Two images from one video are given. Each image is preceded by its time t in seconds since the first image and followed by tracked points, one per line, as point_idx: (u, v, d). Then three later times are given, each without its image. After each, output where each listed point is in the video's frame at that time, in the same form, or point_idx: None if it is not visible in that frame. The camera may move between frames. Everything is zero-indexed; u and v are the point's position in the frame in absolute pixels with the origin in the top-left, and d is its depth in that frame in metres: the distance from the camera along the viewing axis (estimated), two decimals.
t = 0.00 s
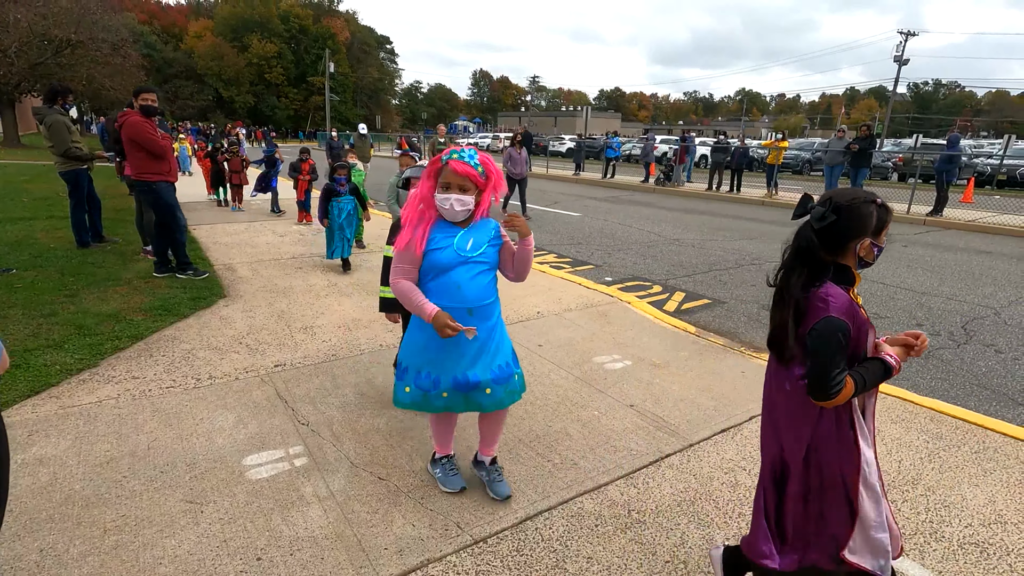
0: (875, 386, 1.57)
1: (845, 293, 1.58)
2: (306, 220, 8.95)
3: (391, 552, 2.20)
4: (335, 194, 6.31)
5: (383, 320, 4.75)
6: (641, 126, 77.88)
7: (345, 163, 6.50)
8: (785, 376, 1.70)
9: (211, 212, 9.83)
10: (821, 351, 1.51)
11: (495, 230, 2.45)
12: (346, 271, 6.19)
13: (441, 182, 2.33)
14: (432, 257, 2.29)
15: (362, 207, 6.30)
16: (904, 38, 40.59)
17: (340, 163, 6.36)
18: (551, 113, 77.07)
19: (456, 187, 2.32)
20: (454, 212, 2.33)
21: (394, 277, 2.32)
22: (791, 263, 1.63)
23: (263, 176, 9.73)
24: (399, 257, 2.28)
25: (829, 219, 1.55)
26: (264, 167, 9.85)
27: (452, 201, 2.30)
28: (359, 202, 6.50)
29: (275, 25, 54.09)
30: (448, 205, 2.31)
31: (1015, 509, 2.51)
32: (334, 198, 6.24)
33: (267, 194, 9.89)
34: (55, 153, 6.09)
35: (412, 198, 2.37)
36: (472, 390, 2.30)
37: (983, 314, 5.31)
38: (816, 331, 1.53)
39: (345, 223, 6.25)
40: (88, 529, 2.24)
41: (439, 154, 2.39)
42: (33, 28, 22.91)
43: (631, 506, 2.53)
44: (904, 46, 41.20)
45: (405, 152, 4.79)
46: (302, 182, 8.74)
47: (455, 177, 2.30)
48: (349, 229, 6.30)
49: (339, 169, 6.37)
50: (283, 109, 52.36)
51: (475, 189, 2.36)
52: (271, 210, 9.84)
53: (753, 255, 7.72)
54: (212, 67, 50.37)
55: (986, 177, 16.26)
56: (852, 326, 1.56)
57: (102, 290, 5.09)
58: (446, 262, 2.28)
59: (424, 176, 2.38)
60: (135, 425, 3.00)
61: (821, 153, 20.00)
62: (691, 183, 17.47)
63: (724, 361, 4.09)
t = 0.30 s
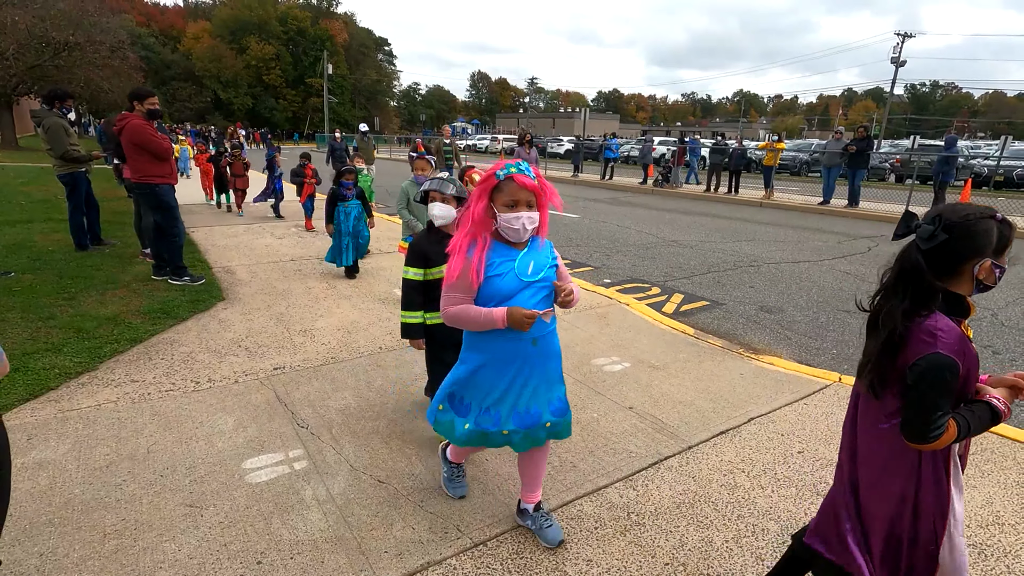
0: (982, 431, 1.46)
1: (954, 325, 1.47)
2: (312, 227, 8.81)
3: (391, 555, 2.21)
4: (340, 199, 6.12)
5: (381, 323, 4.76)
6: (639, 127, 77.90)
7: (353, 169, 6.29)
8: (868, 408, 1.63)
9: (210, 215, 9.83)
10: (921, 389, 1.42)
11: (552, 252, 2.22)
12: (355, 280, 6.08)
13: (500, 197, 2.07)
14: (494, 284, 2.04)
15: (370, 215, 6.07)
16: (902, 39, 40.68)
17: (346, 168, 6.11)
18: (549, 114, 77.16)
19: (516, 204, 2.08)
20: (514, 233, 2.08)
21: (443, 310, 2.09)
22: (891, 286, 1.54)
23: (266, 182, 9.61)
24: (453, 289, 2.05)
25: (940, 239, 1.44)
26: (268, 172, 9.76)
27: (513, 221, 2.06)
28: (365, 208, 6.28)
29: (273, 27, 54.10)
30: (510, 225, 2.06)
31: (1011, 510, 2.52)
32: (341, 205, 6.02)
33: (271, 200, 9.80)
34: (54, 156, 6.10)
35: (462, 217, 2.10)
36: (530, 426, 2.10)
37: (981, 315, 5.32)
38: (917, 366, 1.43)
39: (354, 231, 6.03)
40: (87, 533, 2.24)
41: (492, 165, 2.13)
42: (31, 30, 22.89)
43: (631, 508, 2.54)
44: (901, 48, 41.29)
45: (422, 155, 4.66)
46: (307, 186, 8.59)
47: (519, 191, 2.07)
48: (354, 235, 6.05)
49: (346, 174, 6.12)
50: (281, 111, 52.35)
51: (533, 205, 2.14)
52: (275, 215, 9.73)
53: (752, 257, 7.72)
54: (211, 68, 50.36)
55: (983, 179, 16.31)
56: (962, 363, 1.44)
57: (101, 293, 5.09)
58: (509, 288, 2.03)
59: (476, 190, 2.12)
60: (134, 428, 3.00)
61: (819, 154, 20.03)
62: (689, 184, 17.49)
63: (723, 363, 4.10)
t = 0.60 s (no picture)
0: None
1: None
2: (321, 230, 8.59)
3: (390, 556, 2.21)
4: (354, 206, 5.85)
5: (379, 324, 4.76)
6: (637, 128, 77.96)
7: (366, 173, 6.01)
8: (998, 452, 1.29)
9: (208, 217, 9.81)
10: None
11: (613, 266, 2.04)
12: (373, 288, 5.86)
13: (565, 206, 1.90)
14: (546, 303, 1.89)
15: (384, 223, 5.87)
16: (898, 40, 40.88)
17: (362, 174, 5.86)
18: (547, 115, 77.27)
19: (580, 216, 1.90)
20: (572, 247, 1.91)
21: (485, 327, 1.99)
22: None
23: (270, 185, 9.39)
24: (501, 304, 1.94)
25: None
26: (268, 176, 9.55)
27: (574, 235, 1.89)
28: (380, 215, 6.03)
29: (271, 28, 54.06)
30: (571, 239, 1.89)
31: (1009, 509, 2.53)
32: (353, 211, 5.82)
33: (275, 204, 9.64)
34: (51, 157, 6.08)
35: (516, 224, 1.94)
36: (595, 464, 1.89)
37: (977, 315, 5.34)
38: None
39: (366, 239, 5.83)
40: (86, 535, 2.24)
41: (555, 166, 1.94)
42: (28, 31, 22.82)
43: (629, 508, 2.54)
44: (897, 49, 41.41)
45: (423, 157, 4.64)
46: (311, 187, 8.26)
47: (584, 201, 1.90)
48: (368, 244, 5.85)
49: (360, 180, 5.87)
50: (279, 112, 52.30)
51: (597, 214, 1.96)
52: (279, 218, 9.54)
53: (750, 257, 7.74)
54: (208, 70, 50.31)
55: (980, 179, 16.39)
56: None
57: (99, 294, 5.07)
58: (562, 311, 1.87)
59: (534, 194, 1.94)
60: (132, 430, 3.00)
61: (816, 155, 20.06)
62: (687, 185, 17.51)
63: (721, 364, 4.11)
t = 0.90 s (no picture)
0: None
1: None
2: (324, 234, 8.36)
3: (386, 558, 2.20)
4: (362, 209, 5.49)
5: (375, 325, 4.75)
6: (633, 129, 78.06)
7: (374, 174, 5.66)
8: None
9: (203, 218, 9.78)
10: None
11: (684, 282, 1.82)
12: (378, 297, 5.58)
13: (643, 212, 1.67)
14: (619, 324, 1.64)
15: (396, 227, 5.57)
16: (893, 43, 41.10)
17: (374, 177, 5.51)
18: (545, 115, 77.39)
19: (657, 221, 1.67)
20: (648, 258, 1.67)
21: (544, 354, 1.72)
22: None
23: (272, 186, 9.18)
24: (563, 325, 1.66)
25: None
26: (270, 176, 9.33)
27: (651, 244, 1.66)
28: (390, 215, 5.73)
29: (267, 29, 53.96)
30: (646, 249, 1.66)
31: (1004, 508, 2.54)
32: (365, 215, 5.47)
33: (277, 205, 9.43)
34: (45, 157, 6.04)
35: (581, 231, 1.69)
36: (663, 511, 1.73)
37: (973, 315, 5.36)
38: None
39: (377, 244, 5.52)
40: (79, 538, 2.22)
41: (624, 165, 1.71)
42: (22, 32, 22.70)
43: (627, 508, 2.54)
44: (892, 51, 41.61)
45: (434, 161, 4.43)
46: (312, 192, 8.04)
47: (665, 205, 1.68)
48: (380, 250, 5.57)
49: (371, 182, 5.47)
50: (275, 113, 52.20)
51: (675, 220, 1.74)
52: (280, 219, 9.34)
53: (746, 258, 7.75)
54: (204, 71, 50.19)
55: (974, 180, 16.49)
56: None
57: (93, 296, 5.05)
58: (638, 335, 1.63)
59: (599, 196, 1.71)
60: (126, 432, 2.98)
61: (812, 156, 20.10)
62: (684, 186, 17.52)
63: (717, 364, 4.11)
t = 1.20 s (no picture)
0: None
1: None
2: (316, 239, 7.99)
3: (378, 561, 2.18)
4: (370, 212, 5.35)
5: (369, 326, 4.73)
6: (629, 130, 78.20)
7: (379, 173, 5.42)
8: None
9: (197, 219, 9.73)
10: None
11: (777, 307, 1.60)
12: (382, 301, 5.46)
13: (764, 229, 1.40)
14: (735, 362, 1.38)
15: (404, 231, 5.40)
16: (886, 45, 41.30)
17: (377, 176, 5.29)
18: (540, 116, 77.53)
19: (773, 241, 1.40)
20: (762, 283, 1.41)
21: (647, 400, 1.38)
22: None
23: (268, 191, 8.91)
24: (678, 366, 1.33)
25: None
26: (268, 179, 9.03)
27: (773, 266, 1.40)
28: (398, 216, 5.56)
29: (261, 30, 53.81)
30: (758, 272, 1.39)
31: (996, 508, 2.54)
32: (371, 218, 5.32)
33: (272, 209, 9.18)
34: (36, 158, 5.99)
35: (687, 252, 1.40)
36: (758, 567, 1.51)
37: (965, 315, 5.39)
38: None
39: (385, 248, 5.38)
40: (67, 542, 2.20)
41: (727, 175, 1.45)
42: (14, 32, 22.54)
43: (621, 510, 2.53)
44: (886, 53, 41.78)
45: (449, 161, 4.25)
46: (309, 196, 7.70)
47: (788, 223, 1.42)
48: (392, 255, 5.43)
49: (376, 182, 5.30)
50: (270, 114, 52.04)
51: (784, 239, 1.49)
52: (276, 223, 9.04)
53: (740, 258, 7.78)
54: (198, 71, 49.99)
55: (966, 181, 16.64)
56: None
57: (84, 297, 5.01)
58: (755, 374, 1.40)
59: (703, 211, 1.42)
60: (116, 435, 2.95)
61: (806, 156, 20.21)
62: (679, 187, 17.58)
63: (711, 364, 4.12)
